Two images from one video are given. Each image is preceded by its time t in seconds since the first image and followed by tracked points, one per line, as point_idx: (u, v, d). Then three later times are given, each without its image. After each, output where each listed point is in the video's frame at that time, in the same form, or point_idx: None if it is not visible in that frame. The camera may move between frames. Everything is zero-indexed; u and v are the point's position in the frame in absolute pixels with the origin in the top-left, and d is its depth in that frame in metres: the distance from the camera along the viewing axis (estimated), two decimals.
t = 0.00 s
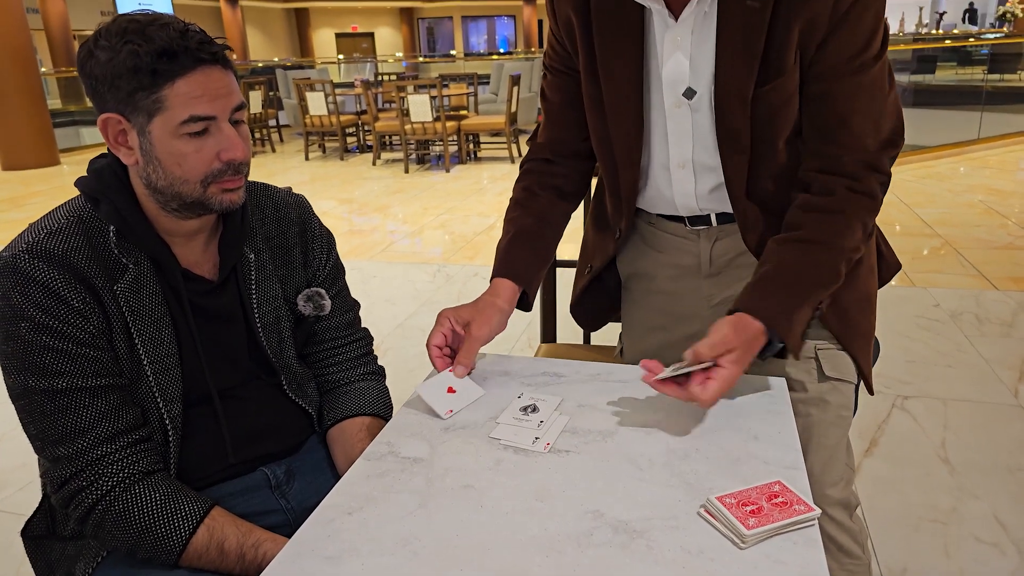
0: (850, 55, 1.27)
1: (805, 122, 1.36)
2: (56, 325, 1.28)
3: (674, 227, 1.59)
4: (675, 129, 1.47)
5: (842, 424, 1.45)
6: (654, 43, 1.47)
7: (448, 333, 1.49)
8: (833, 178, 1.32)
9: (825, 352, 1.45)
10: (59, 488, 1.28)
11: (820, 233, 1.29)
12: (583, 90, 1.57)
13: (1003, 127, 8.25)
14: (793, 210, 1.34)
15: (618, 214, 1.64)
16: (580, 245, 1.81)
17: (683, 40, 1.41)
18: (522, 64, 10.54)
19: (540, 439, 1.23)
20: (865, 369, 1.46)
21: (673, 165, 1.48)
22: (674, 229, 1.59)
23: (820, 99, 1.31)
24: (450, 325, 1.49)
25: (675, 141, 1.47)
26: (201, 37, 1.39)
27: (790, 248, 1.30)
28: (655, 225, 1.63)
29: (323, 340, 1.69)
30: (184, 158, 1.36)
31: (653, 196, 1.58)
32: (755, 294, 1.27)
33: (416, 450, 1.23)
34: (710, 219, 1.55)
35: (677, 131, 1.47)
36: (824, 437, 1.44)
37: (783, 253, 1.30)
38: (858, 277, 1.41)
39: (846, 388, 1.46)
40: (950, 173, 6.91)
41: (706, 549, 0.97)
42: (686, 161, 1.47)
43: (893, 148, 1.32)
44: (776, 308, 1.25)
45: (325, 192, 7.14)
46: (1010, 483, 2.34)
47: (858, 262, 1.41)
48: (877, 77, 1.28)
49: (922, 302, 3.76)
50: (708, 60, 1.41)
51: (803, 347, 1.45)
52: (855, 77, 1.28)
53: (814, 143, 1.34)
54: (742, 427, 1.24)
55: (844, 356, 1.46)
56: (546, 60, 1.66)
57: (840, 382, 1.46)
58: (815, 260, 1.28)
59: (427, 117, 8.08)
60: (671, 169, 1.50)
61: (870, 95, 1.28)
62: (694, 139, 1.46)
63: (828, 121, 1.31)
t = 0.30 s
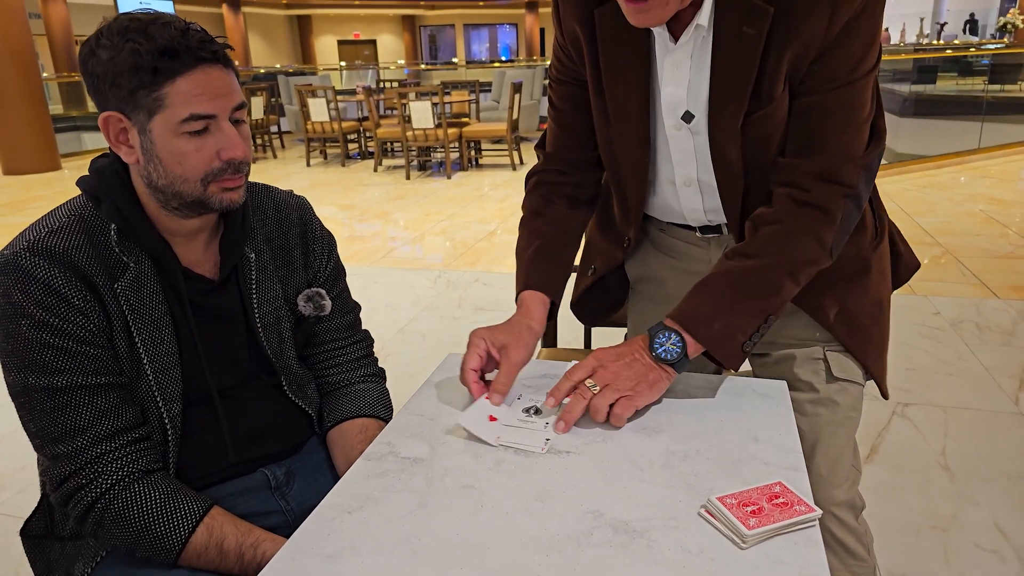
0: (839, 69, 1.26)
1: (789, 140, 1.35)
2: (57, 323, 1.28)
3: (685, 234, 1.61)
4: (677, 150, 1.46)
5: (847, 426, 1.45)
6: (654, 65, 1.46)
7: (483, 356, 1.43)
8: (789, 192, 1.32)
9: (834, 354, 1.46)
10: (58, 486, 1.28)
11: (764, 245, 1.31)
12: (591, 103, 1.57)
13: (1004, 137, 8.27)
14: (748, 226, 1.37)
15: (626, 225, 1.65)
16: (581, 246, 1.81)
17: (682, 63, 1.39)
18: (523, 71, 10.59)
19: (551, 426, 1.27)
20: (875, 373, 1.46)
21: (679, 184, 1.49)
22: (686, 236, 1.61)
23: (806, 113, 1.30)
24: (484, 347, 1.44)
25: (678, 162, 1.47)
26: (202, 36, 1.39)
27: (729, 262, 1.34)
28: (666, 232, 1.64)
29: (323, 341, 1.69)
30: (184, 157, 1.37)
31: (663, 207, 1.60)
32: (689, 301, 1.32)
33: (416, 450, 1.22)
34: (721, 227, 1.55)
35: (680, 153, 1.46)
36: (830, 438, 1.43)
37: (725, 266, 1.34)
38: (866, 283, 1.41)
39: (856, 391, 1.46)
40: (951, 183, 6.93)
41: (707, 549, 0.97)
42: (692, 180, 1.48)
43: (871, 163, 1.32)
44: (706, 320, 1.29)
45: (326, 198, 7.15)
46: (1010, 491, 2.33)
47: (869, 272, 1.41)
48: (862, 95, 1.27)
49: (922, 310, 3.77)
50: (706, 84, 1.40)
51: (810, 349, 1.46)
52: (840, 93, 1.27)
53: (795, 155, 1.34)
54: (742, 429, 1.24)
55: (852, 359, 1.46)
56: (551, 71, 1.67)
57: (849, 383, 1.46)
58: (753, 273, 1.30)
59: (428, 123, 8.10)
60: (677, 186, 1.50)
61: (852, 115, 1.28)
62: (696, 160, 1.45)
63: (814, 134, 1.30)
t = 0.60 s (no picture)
0: (842, 74, 1.25)
1: (791, 147, 1.34)
2: (59, 321, 1.27)
3: (690, 238, 1.61)
4: (680, 156, 1.47)
5: (854, 428, 1.44)
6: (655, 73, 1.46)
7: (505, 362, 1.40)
8: (793, 199, 1.32)
9: (840, 357, 1.46)
10: (61, 485, 1.27)
11: (770, 253, 1.30)
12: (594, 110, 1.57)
13: (1006, 141, 8.26)
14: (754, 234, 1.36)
15: (632, 230, 1.65)
16: (586, 249, 1.81)
17: (684, 71, 1.40)
18: (524, 77, 10.61)
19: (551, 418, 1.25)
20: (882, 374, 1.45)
21: (683, 189, 1.50)
22: (691, 241, 1.61)
23: (806, 118, 1.30)
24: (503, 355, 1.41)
25: (681, 168, 1.47)
26: (199, 35, 1.39)
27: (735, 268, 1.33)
28: (671, 235, 1.64)
29: (324, 342, 1.69)
30: (181, 156, 1.37)
31: (668, 213, 1.60)
32: (696, 307, 1.31)
33: (418, 451, 1.22)
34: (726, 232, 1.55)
35: (683, 159, 1.47)
36: (836, 439, 1.43)
37: (731, 273, 1.33)
38: (876, 286, 1.41)
39: (862, 393, 1.46)
40: (952, 186, 6.92)
41: (710, 549, 0.96)
42: (695, 185, 1.48)
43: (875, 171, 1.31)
44: (711, 328, 1.28)
45: (327, 204, 7.16)
46: (1015, 494, 2.32)
47: (877, 274, 1.41)
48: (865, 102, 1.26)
49: (925, 313, 3.76)
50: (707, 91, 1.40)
51: (816, 352, 1.46)
52: (842, 102, 1.26)
53: (796, 162, 1.33)
54: (744, 430, 1.23)
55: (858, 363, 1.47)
56: (552, 77, 1.67)
57: (855, 385, 1.45)
58: (760, 281, 1.29)
59: (429, 129, 8.11)
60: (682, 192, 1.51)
61: (854, 121, 1.27)
62: (700, 166, 1.46)
63: (814, 141, 1.30)
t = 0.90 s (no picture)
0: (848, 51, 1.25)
1: (798, 121, 1.33)
2: (54, 318, 1.28)
3: (676, 232, 1.59)
4: (676, 129, 1.44)
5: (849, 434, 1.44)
6: (655, 44, 1.47)
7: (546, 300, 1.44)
8: (826, 170, 1.28)
9: (830, 362, 1.45)
10: (56, 482, 1.28)
11: (796, 219, 1.27)
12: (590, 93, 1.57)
13: (1005, 146, 8.28)
14: (778, 195, 1.31)
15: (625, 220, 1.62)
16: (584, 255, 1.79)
17: (682, 37, 1.39)
18: (525, 81, 10.64)
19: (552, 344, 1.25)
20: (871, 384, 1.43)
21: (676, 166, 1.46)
22: (677, 235, 1.59)
23: (811, 97, 1.29)
24: (544, 292, 1.45)
25: (677, 141, 1.45)
26: (189, 32, 1.41)
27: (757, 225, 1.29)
28: (660, 232, 1.62)
29: (320, 340, 1.69)
30: (175, 151, 1.38)
31: (659, 199, 1.57)
32: (717, 258, 1.27)
33: (415, 451, 1.22)
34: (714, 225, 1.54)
35: (679, 132, 1.44)
36: (832, 444, 1.43)
37: (752, 229, 1.29)
38: (862, 284, 1.39)
39: (851, 399, 1.45)
40: (952, 190, 6.93)
41: (708, 549, 0.96)
42: (689, 161, 1.45)
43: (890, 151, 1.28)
44: (733, 281, 1.26)
45: (328, 208, 7.17)
46: (1015, 497, 2.32)
47: (863, 271, 1.39)
48: (877, 76, 1.25)
49: (925, 316, 3.76)
50: (706, 59, 1.39)
51: (805, 356, 1.46)
52: (852, 70, 1.25)
53: (807, 140, 1.32)
54: (743, 430, 1.23)
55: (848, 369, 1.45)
56: (555, 66, 1.68)
57: (846, 393, 1.45)
58: (783, 244, 1.26)
59: (430, 133, 8.13)
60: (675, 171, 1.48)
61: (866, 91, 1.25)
62: (696, 139, 1.43)
63: (822, 123, 1.29)
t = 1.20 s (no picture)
0: (836, 46, 1.29)
1: (789, 117, 1.36)
2: (52, 324, 1.28)
3: (664, 237, 1.57)
4: (668, 122, 1.46)
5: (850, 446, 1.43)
6: (648, 40, 1.50)
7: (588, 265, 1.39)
8: (818, 163, 1.31)
9: (813, 369, 1.46)
10: (52, 489, 1.27)
11: (789, 209, 1.29)
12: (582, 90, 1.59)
13: (1005, 164, 8.30)
14: (771, 186, 1.34)
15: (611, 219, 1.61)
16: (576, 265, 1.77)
17: (674, 31, 1.42)
18: (527, 96, 10.70)
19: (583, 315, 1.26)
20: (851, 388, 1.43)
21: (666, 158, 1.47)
22: (665, 240, 1.57)
23: (802, 93, 1.32)
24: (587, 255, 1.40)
25: (668, 134, 1.46)
26: (189, 40, 1.41)
27: (751, 213, 1.31)
28: (648, 237, 1.61)
29: (319, 347, 1.69)
30: (171, 157, 1.38)
31: (647, 197, 1.56)
32: (711, 241, 1.29)
33: (415, 459, 1.21)
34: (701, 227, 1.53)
35: (671, 124, 1.45)
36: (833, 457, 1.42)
37: (745, 217, 1.31)
38: (839, 284, 1.42)
39: (837, 407, 1.43)
40: (953, 207, 6.94)
41: (709, 558, 0.95)
42: (679, 154, 1.46)
43: (878, 146, 1.31)
44: (726, 270, 1.27)
45: (330, 220, 7.18)
46: (1018, 513, 2.30)
47: (842, 273, 1.42)
48: (867, 73, 1.29)
49: (925, 332, 3.75)
50: (697, 52, 1.42)
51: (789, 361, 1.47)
52: (837, 65, 1.28)
53: (797, 135, 1.35)
54: (743, 439, 1.23)
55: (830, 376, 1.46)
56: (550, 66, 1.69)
57: (830, 400, 1.43)
58: (776, 234, 1.28)
59: (433, 147, 8.16)
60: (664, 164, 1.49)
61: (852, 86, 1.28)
62: (686, 131, 1.45)
63: (812, 116, 1.32)
